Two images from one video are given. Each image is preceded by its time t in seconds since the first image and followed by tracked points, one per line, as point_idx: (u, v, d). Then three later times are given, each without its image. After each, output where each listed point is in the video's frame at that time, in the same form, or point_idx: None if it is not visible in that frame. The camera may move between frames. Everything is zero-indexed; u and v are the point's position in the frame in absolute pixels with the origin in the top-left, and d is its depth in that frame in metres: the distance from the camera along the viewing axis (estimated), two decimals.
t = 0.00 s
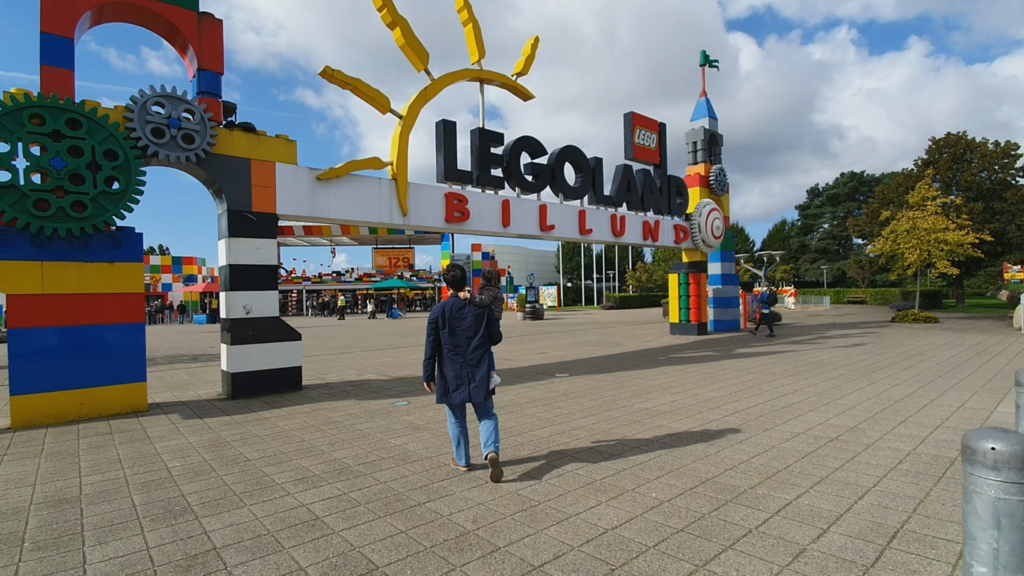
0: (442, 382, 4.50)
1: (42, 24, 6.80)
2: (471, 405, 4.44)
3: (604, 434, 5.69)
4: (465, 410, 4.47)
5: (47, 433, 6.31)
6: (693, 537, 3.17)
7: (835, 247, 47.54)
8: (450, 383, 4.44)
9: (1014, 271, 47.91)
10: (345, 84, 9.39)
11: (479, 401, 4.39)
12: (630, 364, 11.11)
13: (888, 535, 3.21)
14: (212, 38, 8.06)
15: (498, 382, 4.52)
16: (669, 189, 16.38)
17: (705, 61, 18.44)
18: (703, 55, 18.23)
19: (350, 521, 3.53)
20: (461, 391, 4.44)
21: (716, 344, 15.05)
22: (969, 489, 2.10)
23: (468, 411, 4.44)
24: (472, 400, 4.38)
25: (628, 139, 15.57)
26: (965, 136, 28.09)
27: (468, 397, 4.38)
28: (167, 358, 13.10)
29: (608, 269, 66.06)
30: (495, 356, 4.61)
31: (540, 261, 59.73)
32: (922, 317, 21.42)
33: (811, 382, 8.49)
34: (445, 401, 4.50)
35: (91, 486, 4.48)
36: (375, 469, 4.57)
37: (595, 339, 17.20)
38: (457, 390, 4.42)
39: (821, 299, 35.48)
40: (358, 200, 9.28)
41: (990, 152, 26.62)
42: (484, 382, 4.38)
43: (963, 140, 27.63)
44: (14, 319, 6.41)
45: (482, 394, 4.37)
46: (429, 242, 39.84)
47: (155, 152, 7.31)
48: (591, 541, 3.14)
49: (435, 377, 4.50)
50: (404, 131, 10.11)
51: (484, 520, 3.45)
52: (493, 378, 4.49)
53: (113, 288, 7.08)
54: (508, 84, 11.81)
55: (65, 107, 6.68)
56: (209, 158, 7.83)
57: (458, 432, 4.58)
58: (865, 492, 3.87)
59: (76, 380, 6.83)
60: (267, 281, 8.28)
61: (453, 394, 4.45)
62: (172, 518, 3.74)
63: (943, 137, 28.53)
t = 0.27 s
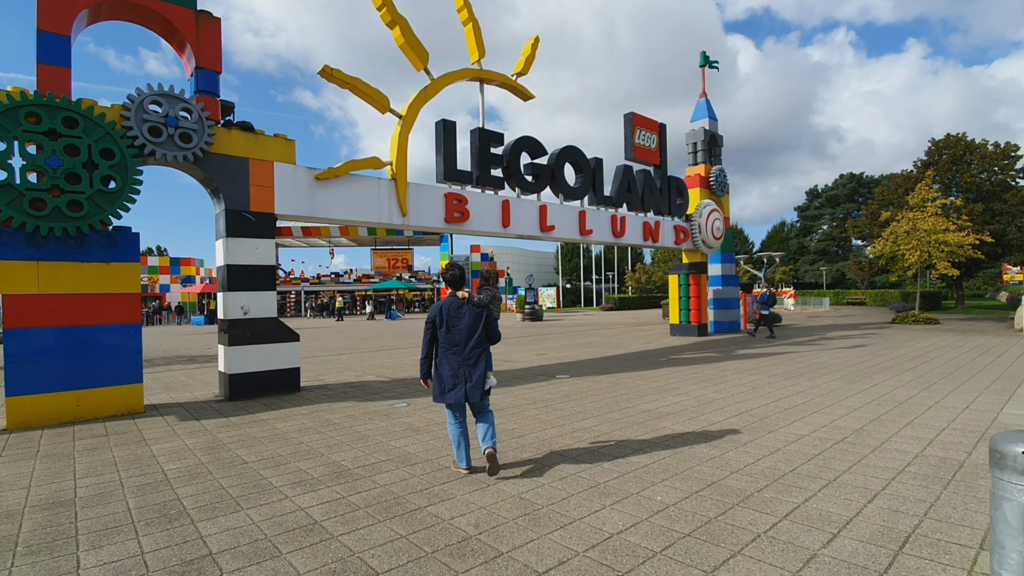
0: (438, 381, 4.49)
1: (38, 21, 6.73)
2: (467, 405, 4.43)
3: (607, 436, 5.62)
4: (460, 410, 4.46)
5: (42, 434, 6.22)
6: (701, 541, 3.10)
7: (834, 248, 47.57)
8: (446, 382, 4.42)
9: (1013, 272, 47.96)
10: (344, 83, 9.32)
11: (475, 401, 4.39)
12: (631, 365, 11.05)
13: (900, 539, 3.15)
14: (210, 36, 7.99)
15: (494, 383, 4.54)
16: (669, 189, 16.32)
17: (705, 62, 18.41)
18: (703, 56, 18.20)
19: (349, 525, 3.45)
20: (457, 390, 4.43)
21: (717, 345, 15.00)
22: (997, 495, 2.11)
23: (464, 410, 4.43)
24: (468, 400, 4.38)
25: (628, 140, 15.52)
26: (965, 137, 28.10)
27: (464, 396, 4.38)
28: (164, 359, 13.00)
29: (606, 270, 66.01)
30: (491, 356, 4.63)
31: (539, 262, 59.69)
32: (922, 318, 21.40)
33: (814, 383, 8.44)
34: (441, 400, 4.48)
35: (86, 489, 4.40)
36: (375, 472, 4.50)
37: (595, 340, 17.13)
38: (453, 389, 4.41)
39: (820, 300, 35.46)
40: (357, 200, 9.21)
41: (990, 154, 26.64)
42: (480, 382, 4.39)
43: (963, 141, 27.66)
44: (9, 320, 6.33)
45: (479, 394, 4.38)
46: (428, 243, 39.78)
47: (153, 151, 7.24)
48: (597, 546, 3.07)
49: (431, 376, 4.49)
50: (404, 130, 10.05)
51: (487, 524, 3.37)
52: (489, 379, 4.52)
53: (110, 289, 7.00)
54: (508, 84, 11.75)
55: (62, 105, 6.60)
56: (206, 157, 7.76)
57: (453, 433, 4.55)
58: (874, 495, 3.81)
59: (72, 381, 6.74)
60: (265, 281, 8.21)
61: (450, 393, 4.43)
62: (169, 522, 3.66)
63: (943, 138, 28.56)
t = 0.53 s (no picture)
0: (435, 380, 4.42)
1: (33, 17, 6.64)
2: (463, 405, 4.36)
3: (609, 438, 5.54)
4: (457, 410, 4.39)
5: (37, 436, 6.12)
6: (711, 547, 3.02)
7: (833, 250, 47.61)
8: (442, 383, 4.35)
9: (1010, 274, 48.03)
10: (342, 82, 9.24)
11: (471, 401, 4.33)
12: (631, 367, 10.98)
13: (913, 545, 3.08)
14: (207, 34, 7.90)
15: (491, 383, 4.48)
16: (669, 190, 16.26)
17: (704, 63, 18.37)
18: (703, 57, 18.17)
19: (348, 531, 3.36)
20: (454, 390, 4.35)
21: (717, 347, 14.94)
22: None
23: (460, 411, 4.36)
24: (464, 400, 4.31)
25: (628, 140, 15.46)
26: (963, 139, 28.13)
27: (461, 396, 4.31)
28: (160, 360, 12.89)
29: (605, 271, 65.99)
30: (489, 357, 4.57)
31: (537, 263, 59.65)
32: (922, 320, 21.38)
33: (815, 384, 8.38)
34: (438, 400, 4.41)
35: (79, 492, 4.30)
36: (374, 476, 4.41)
37: (594, 342, 17.06)
38: (450, 389, 4.33)
39: (819, 302, 35.45)
40: (355, 200, 9.13)
41: (989, 155, 26.65)
42: (477, 382, 4.33)
43: (962, 143, 27.68)
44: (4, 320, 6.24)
45: (475, 394, 4.31)
46: (426, 244, 39.69)
47: (148, 150, 7.15)
48: (603, 552, 2.99)
49: (429, 375, 4.43)
50: (402, 130, 9.97)
51: (489, 530, 3.29)
52: (487, 380, 4.46)
53: (105, 289, 6.90)
54: (507, 84, 11.68)
55: (57, 103, 6.51)
56: (203, 157, 7.67)
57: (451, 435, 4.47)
58: (883, 499, 3.74)
59: (67, 383, 6.64)
60: (262, 282, 8.12)
61: (446, 393, 4.36)
62: (164, 527, 3.57)
63: (942, 140, 28.59)
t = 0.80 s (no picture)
0: (431, 381, 4.35)
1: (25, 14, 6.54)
2: (460, 407, 4.29)
3: (610, 441, 5.47)
4: (453, 412, 4.32)
5: (28, 440, 6.01)
6: (717, 554, 2.95)
7: (829, 251, 47.74)
8: (439, 383, 4.29)
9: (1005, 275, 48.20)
10: (339, 81, 9.16)
11: (467, 402, 4.26)
12: (630, 368, 10.92)
13: (921, 551, 3.02)
14: (202, 32, 7.81)
15: (488, 385, 4.42)
16: (666, 191, 16.23)
17: (702, 64, 18.36)
18: (700, 58, 18.16)
19: (345, 538, 3.28)
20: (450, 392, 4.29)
21: (715, 348, 14.90)
22: None
23: (456, 412, 4.29)
24: (460, 401, 4.25)
25: (626, 141, 15.42)
26: (959, 141, 28.20)
27: (457, 398, 4.24)
28: (154, 362, 12.75)
29: (602, 272, 65.99)
30: (486, 358, 4.51)
31: (534, 264, 59.61)
32: (919, 321, 21.39)
33: (815, 386, 8.32)
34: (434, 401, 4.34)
35: (70, 498, 4.20)
36: (371, 481, 4.33)
37: (592, 343, 17.00)
38: (446, 390, 4.27)
39: (815, 303, 35.50)
40: (352, 201, 9.05)
41: (984, 157, 26.71)
42: (473, 383, 4.27)
43: (957, 144, 27.76)
44: None
45: (472, 395, 4.25)
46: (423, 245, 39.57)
47: (142, 149, 7.05)
48: (606, 560, 2.92)
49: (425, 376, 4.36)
50: (400, 130, 9.90)
51: (489, 536, 3.22)
52: (484, 381, 4.40)
53: (98, 290, 6.80)
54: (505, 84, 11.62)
55: (50, 102, 6.41)
56: (197, 156, 7.58)
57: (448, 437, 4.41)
58: (889, 503, 3.69)
59: (59, 385, 6.54)
60: (257, 283, 8.03)
61: (442, 394, 4.29)
62: (156, 534, 3.48)
63: (937, 141, 28.66)
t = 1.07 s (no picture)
0: (425, 386, 4.28)
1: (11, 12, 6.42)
2: (454, 412, 4.23)
3: (607, 445, 5.41)
4: (447, 416, 4.26)
5: (12, 446, 5.88)
6: (719, 562, 2.90)
7: (821, 253, 48.01)
8: (433, 387, 4.22)
9: (993, 277, 48.64)
10: (332, 82, 9.07)
11: (462, 407, 4.20)
12: (625, 371, 10.87)
13: (925, 557, 2.98)
14: (193, 31, 7.70)
15: (483, 389, 4.36)
16: (661, 193, 16.22)
17: (695, 67, 18.41)
18: (694, 61, 18.20)
19: (339, 547, 3.20)
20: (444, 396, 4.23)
21: (710, 350, 14.89)
22: None
23: (451, 417, 4.23)
24: (455, 406, 4.18)
25: (620, 143, 15.40)
26: (949, 144, 28.43)
27: (451, 402, 4.18)
28: (144, 366, 12.58)
29: (595, 274, 66.07)
30: (480, 362, 4.46)
31: (528, 266, 59.61)
32: (911, 322, 21.49)
33: (811, 388, 8.31)
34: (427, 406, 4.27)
35: (54, 507, 4.09)
36: (366, 487, 4.25)
37: (587, 345, 16.94)
38: (441, 395, 4.21)
39: (808, 305, 35.65)
40: (345, 202, 8.96)
41: (974, 160, 26.95)
42: (468, 387, 4.21)
43: (947, 148, 27.99)
44: None
45: (467, 400, 4.19)
46: (417, 247, 39.44)
47: (131, 149, 6.93)
48: (606, 569, 2.86)
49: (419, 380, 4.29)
50: (394, 131, 9.82)
51: (487, 545, 3.15)
52: (479, 385, 4.34)
53: (85, 293, 6.66)
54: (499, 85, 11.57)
55: (37, 101, 6.29)
56: (188, 157, 7.46)
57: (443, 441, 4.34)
58: (891, 508, 3.65)
59: (45, 390, 6.40)
60: (248, 285, 7.91)
61: (437, 398, 4.23)
62: (143, 545, 3.38)
63: (928, 145, 28.90)
